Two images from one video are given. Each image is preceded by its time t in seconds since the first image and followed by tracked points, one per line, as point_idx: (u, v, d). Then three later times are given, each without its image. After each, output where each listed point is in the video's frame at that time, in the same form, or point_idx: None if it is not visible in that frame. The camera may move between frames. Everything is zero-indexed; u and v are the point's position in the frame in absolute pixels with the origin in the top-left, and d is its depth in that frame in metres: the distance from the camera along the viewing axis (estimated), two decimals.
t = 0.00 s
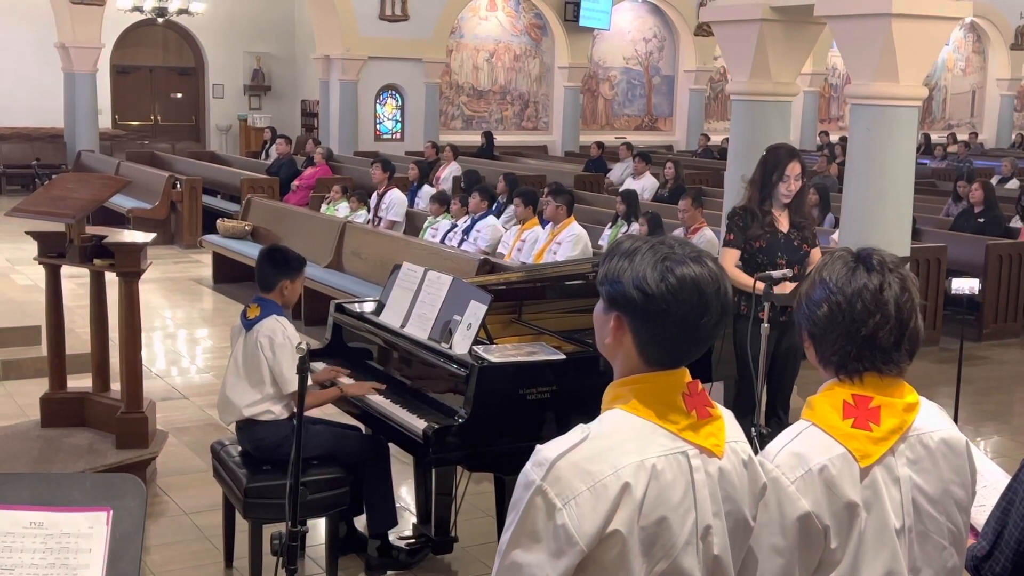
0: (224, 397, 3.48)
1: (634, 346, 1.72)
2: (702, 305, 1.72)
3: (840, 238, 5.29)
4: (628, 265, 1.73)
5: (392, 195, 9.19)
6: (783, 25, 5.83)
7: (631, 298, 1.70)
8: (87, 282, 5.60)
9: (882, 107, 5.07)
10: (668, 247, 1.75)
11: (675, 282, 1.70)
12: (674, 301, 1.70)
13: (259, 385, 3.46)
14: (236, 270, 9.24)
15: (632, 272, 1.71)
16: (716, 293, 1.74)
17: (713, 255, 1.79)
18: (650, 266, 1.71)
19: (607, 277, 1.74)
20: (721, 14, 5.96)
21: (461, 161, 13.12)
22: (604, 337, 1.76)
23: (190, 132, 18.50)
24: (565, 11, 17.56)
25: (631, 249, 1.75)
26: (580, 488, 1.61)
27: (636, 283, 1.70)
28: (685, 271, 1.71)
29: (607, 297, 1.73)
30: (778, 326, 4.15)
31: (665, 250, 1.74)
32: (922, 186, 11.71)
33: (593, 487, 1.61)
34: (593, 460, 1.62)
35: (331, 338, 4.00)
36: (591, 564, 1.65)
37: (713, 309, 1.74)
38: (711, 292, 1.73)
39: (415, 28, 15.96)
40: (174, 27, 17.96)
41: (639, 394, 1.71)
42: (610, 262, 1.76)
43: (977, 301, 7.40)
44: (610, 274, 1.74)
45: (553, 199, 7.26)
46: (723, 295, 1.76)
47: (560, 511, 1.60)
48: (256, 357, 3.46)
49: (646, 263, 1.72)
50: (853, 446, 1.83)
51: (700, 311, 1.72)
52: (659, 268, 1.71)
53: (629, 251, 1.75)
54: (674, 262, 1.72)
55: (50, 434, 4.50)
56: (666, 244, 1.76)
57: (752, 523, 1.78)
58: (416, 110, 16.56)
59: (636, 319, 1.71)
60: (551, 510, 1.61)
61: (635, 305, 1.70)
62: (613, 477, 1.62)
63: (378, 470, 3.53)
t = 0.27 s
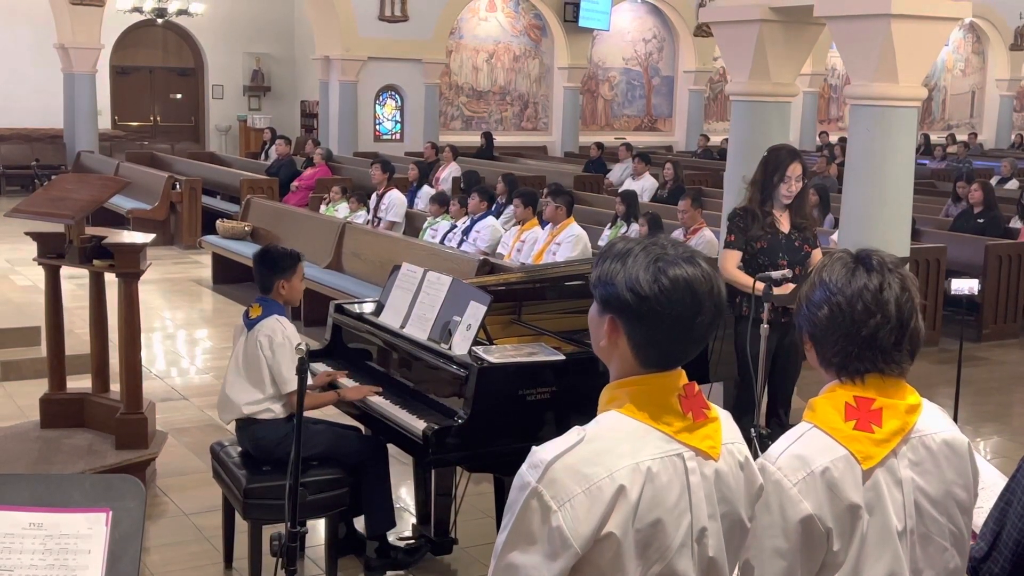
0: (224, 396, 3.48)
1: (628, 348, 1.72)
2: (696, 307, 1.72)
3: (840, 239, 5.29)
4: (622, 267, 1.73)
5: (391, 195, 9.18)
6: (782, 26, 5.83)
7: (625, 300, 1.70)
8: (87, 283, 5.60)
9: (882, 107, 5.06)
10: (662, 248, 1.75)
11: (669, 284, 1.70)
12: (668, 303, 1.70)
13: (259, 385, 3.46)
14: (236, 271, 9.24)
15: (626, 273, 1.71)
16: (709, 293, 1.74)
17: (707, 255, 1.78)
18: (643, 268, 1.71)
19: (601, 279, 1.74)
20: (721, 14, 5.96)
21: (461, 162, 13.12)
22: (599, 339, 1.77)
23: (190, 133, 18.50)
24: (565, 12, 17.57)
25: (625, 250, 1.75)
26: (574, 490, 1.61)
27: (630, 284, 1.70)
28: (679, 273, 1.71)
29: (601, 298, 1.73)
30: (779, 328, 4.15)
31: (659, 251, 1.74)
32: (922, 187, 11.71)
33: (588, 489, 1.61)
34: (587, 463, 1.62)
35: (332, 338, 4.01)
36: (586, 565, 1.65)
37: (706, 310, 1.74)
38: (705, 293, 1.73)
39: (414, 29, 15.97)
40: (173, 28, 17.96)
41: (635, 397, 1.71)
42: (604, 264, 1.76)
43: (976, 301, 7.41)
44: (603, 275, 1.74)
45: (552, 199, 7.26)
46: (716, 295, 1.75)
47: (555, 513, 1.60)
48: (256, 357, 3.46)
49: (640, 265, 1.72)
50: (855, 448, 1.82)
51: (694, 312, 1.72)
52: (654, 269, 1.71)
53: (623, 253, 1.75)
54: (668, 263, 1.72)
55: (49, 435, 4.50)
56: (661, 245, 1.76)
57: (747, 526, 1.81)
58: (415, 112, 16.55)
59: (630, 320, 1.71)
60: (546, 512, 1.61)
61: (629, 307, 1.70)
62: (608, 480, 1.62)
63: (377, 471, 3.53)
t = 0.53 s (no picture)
0: (228, 398, 3.49)
1: (625, 351, 1.72)
2: (693, 309, 1.72)
3: (838, 240, 5.29)
4: (618, 271, 1.73)
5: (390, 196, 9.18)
6: (780, 26, 5.83)
7: (623, 303, 1.70)
8: (85, 284, 5.60)
9: (880, 107, 5.06)
10: (658, 251, 1.75)
11: (667, 286, 1.70)
12: (665, 305, 1.70)
13: (262, 386, 3.47)
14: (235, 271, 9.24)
15: (623, 277, 1.71)
16: (706, 297, 1.74)
17: (702, 258, 1.79)
18: (641, 270, 1.71)
19: (599, 282, 1.74)
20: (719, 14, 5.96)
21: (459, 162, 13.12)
22: (596, 342, 1.77)
23: (188, 134, 18.49)
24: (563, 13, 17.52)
25: (621, 254, 1.75)
26: (570, 493, 1.61)
27: (628, 287, 1.70)
28: (676, 275, 1.71)
29: (598, 302, 1.73)
30: (779, 328, 4.15)
31: (656, 254, 1.74)
32: (920, 187, 11.72)
33: (583, 493, 1.61)
34: (584, 466, 1.63)
35: (330, 338, 4.02)
36: (580, 567, 1.65)
37: (703, 313, 1.74)
38: (701, 296, 1.73)
39: (413, 29, 15.98)
40: (172, 28, 17.95)
41: (633, 399, 1.71)
42: (601, 267, 1.76)
43: (975, 302, 7.42)
44: (601, 278, 1.74)
45: (551, 200, 7.27)
46: (713, 299, 1.75)
47: (550, 516, 1.60)
48: (258, 358, 3.47)
49: (638, 267, 1.72)
50: (861, 448, 1.82)
51: (691, 315, 1.72)
52: (650, 273, 1.71)
53: (619, 256, 1.75)
54: (664, 266, 1.72)
55: (49, 435, 4.49)
56: (657, 248, 1.76)
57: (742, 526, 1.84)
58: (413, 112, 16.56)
59: (628, 323, 1.71)
60: (541, 515, 1.61)
61: (628, 310, 1.70)
62: (604, 484, 1.62)
63: (376, 471, 3.52)
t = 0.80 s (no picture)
0: (228, 399, 3.49)
1: (624, 352, 1.72)
2: (691, 310, 1.72)
3: (835, 240, 5.29)
4: (616, 273, 1.72)
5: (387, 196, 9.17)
6: (778, 26, 5.83)
7: (621, 305, 1.70)
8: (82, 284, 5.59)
9: (878, 108, 5.07)
10: (657, 252, 1.75)
11: (665, 288, 1.70)
12: (663, 307, 1.70)
13: (262, 388, 3.47)
14: (232, 271, 9.23)
15: (620, 278, 1.71)
16: (704, 299, 1.74)
17: (700, 260, 1.79)
18: (639, 272, 1.71)
19: (596, 284, 1.74)
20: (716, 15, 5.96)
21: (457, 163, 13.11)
22: (595, 343, 1.77)
23: (186, 134, 18.48)
24: (560, 13, 17.56)
25: (619, 255, 1.75)
26: (566, 495, 1.60)
27: (625, 289, 1.70)
28: (674, 276, 1.71)
29: (596, 304, 1.73)
30: (777, 328, 4.15)
31: (655, 255, 1.74)
32: (917, 187, 11.72)
33: (580, 494, 1.61)
34: (581, 467, 1.62)
35: (328, 338, 4.01)
36: (575, 568, 1.65)
37: (701, 315, 1.74)
38: (699, 298, 1.73)
39: (410, 30, 15.97)
40: (169, 29, 17.94)
41: (631, 400, 1.70)
42: (599, 269, 1.76)
43: (972, 302, 7.42)
44: (599, 280, 1.74)
45: (549, 200, 7.28)
46: (711, 301, 1.75)
47: (546, 517, 1.60)
48: (256, 360, 3.47)
49: (635, 269, 1.72)
50: (862, 446, 1.82)
51: (689, 317, 1.72)
52: (648, 274, 1.71)
53: (617, 257, 1.75)
54: (663, 267, 1.72)
55: (46, 436, 4.49)
56: (655, 249, 1.76)
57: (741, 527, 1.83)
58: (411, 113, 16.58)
59: (626, 325, 1.71)
60: (538, 516, 1.62)
61: (625, 312, 1.70)
62: (600, 485, 1.62)
63: (374, 471, 3.52)
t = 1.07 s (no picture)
0: (223, 400, 3.48)
1: (618, 351, 1.72)
2: (684, 309, 1.72)
3: (829, 240, 5.30)
4: (609, 273, 1.72)
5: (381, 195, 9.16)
6: (773, 26, 5.83)
7: (614, 304, 1.70)
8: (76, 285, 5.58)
9: (872, 107, 5.07)
10: (650, 251, 1.75)
11: (658, 288, 1.70)
12: (656, 306, 1.70)
13: (257, 389, 3.47)
14: (226, 271, 9.22)
15: (614, 278, 1.71)
16: (697, 299, 1.74)
17: (694, 259, 1.79)
18: (633, 271, 1.71)
19: (590, 283, 1.74)
20: (711, 15, 5.96)
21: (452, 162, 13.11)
22: (589, 343, 1.77)
23: (180, 134, 18.45)
24: (555, 12, 17.67)
25: (613, 254, 1.75)
26: (562, 495, 1.60)
27: (619, 288, 1.70)
28: (667, 276, 1.71)
29: (590, 304, 1.73)
30: (771, 328, 4.16)
31: (648, 254, 1.74)
32: (912, 187, 11.74)
33: (576, 494, 1.61)
34: (576, 467, 1.62)
35: (322, 338, 4.01)
36: (572, 568, 1.65)
37: (695, 315, 1.74)
38: (693, 297, 1.73)
39: (405, 29, 15.96)
40: (163, 28, 17.91)
41: (626, 400, 1.70)
42: (593, 269, 1.76)
43: (966, 301, 7.44)
44: (593, 280, 1.74)
45: (543, 199, 7.28)
46: (705, 301, 1.75)
47: (542, 518, 1.60)
48: (252, 361, 3.46)
49: (629, 268, 1.72)
50: (860, 445, 1.82)
51: (683, 316, 1.72)
52: (642, 273, 1.71)
53: (611, 257, 1.75)
54: (656, 267, 1.72)
55: (39, 436, 4.48)
56: (649, 248, 1.76)
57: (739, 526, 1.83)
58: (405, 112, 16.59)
59: (619, 325, 1.71)
60: (534, 516, 1.61)
61: (619, 311, 1.70)
62: (596, 485, 1.62)
63: (370, 472, 3.52)
